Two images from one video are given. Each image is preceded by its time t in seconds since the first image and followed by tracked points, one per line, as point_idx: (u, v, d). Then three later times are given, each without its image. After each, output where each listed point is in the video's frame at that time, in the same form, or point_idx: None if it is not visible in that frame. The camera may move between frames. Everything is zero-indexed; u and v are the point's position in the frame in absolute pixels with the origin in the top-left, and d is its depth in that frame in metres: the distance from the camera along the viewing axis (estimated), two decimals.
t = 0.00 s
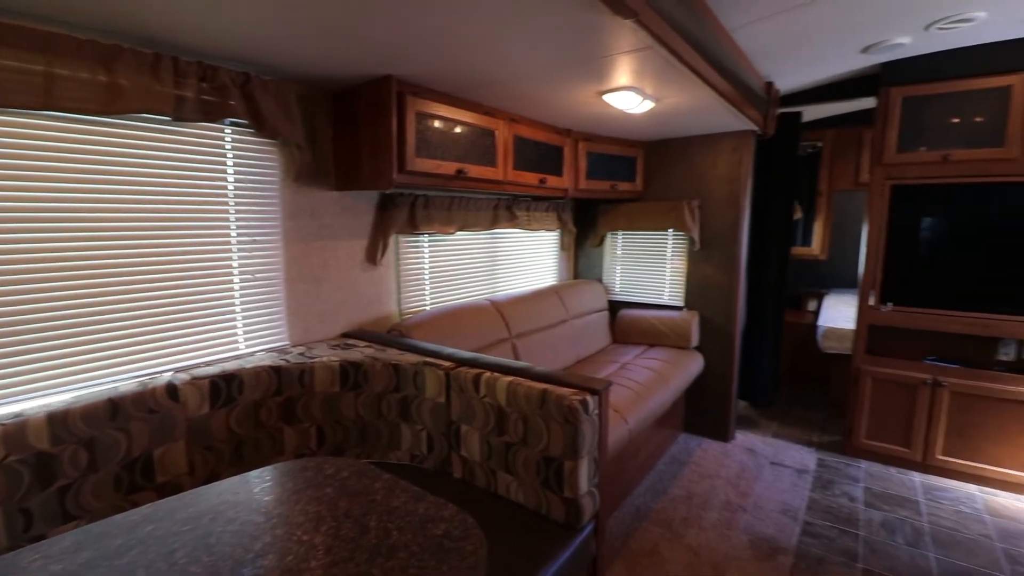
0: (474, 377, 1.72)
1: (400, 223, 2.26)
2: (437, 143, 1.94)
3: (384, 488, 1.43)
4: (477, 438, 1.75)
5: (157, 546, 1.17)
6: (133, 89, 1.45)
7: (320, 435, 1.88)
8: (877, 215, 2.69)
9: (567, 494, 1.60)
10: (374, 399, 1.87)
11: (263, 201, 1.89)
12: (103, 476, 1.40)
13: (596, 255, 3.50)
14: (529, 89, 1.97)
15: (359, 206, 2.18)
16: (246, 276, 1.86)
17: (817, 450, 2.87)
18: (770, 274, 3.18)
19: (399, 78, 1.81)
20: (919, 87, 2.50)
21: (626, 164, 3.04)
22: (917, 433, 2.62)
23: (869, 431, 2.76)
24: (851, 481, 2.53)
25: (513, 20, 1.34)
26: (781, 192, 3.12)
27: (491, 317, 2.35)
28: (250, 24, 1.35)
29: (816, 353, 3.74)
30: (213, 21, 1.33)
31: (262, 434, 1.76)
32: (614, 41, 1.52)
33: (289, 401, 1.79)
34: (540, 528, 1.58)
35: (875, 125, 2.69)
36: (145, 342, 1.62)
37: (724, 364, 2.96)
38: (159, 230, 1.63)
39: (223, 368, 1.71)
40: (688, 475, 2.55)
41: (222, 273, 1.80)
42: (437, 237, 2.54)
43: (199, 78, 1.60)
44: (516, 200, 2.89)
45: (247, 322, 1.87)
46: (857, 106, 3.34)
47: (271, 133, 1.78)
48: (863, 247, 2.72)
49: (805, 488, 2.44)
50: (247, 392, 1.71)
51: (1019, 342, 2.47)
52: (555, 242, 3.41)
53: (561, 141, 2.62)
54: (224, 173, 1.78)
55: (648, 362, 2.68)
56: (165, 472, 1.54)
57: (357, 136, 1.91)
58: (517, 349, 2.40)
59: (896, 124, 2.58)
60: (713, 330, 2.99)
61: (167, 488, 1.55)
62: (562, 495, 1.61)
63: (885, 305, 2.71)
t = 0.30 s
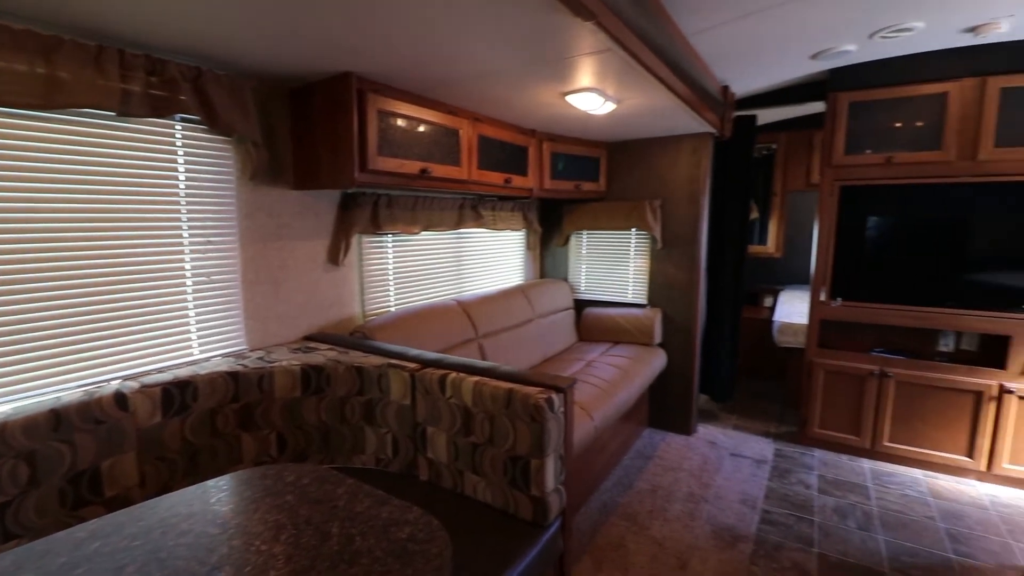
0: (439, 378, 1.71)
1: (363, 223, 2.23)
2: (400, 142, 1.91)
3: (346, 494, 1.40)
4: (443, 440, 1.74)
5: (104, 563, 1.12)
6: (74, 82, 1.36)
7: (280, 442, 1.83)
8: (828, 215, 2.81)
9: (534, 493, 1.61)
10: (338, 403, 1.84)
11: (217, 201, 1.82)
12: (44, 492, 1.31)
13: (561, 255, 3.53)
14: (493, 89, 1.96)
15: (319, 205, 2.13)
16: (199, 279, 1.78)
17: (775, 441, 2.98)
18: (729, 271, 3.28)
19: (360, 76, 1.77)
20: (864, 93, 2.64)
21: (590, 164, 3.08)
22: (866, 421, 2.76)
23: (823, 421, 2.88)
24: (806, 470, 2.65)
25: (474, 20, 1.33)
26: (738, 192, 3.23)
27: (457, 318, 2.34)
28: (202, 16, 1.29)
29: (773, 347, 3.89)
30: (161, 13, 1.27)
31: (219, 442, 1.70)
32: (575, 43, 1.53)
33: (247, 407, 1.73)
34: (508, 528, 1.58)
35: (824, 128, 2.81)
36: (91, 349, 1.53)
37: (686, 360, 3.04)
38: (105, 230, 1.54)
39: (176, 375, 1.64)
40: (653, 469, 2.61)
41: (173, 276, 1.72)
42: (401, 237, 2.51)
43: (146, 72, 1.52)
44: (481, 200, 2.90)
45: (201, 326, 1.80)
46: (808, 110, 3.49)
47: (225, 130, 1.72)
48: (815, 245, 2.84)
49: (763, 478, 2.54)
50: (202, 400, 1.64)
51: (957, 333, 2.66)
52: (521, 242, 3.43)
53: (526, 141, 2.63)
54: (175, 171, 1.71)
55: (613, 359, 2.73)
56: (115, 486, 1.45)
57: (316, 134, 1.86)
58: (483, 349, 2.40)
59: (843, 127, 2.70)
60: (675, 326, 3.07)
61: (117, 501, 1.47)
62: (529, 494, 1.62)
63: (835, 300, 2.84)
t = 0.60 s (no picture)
0: (407, 380, 1.70)
1: (327, 223, 2.20)
2: (364, 140, 1.88)
3: (310, 500, 1.37)
4: (411, 442, 1.73)
5: None
6: (13, 75, 1.28)
7: (242, 449, 1.78)
8: (786, 214, 2.91)
9: (504, 492, 1.61)
10: (303, 408, 1.81)
11: (172, 200, 1.75)
12: None
13: (530, 254, 3.55)
14: (459, 88, 1.95)
15: (280, 204, 2.08)
16: (152, 281, 1.71)
17: (738, 433, 3.08)
18: (693, 269, 3.37)
19: (322, 73, 1.73)
20: (817, 96, 2.75)
21: (557, 164, 3.10)
22: (823, 412, 2.88)
23: (783, 413, 2.99)
24: (767, 460, 2.74)
25: (438, 18, 1.32)
26: (701, 191, 3.31)
27: (425, 318, 2.32)
28: (152, 8, 1.24)
29: (736, 343, 4.01)
30: (108, 4, 1.21)
31: (177, 451, 1.63)
32: (541, 44, 1.54)
33: (206, 414, 1.68)
34: (478, 528, 1.58)
35: (782, 130, 2.91)
36: (37, 356, 1.45)
37: (653, 356, 3.10)
38: (49, 231, 1.46)
39: (129, 383, 1.56)
40: (622, 464, 2.66)
41: (125, 279, 1.65)
42: (367, 238, 2.48)
43: (93, 65, 1.44)
44: (449, 200, 2.88)
45: (154, 332, 1.73)
46: (766, 113, 3.61)
47: (180, 126, 1.65)
48: (774, 243, 2.94)
49: (727, 469, 2.62)
50: (157, 408, 1.57)
51: (906, 326, 2.80)
52: (490, 242, 3.42)
53: (493, 140, 2.63)
54: (126, 168, 1.63)
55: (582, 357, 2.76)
56: (64, 499, 1.37)
57: (277, 132, 1.82)
58: (452, 349, 2.39)
59: (799, 130, 2.80)
60: (642, 324, 3.12)
61: (67, 515, 1.39)
62: (498, 493, 1.62)
63: (793, 295, 2.95)
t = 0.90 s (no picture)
0: (379, 382, 1.68)
1: (295, 223, 2.16)
2: (333, 139, 1.85)
3: (279, 506, 1.35)
4: (384, 444, 1.71)
5: None
6: None
7: (208, 456, 1.73)
8: (754, 213, 2.99)
9: (478, 492, 1.61)
10: (271, 412, 1.77)
11: (131, 199, 1.69)
12: None
13: (503, 254, 3.55)
14: (430, 86, 1.93)
15: (246, 203, 2.02)
16: (110, 283, 1.65)
17: (708, 428, 3.15)
18: (665, 268, 3.43)
19: (289, 69, 1.70)
20: (781, 100, 2.83)
21: (530, 164, 3.11)
22: (789, 405, 2.97)
23: (751, 407, 3.07)
24: (736, 453, 2.81)
25: (407, 15, 1.31)
26: (671, 191, 3.37)
27: (397, 319, 2.30)
28: None
29: (705, 339, 4.10)
30: None
31: (138, 460, 1.57)
32: (512, 44, 1.54)
33: (170, 421, 1.62)
34: (453, 529, 1.58)
35: (748, 132, 2.99)
36: None
37: (626, 354, 3.14)
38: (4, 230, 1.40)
39: (86, 390, 1.49)
40: (596, 461, 2.69)
41: (81, 281, 1.58)
42: (338, 238, 2.45)
43: (45, 57, 1.37)
44: (422, 199, 2.86)
45: (113, 336, 1.66)
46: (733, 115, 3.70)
47: (139, 122, 1.59)
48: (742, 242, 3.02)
49: (698, 463, 2.68)
50: (117, 415, 1.50)
51: (865, 321, 2.91)
52: (463, 242, 3.41)
53: (465, 140, 2.62)
54: (80, 166, 1.56)
55: (556, 356, 2.78)
56: (15, 513, 1.28)
57: (242, 129, 1.77)
58: (426, 350, 2.38)
59: (765, 131, 2.88)
60: (615, 322, 3.16)
61: (21, 529, 1.31)
62: (473, 493, 1.62)
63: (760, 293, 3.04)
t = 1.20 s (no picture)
0: (345, 385, 1.65)
1: (256, 223, 2.10)
2: (295, 136, 1.80)
3: (239, 515, 1.31)
4: (351, 448, 1.69)
5: None
6: None
7: (165, 466, 1.66)
8: (717, 213, 3.07)
9: (447, 493, 1.60)
10: (232, 418, 1.73)
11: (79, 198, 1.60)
12: None
13: (472, 254, 3.53)
14: (396, 84, 1.91)
15: (202, 203, 1.95)
16: (56, 286, 1.56)
17: (675, 423, 3.23)
18: (632, 266, 3.48)
19: (248, 64, 1.64)
20: (741, 102, 2.91)
21: (498, 164, 3.11)
22: (751, 399, 3.07)
23: (715, 401, 3.16)
24: (702, 447, 2.89)
25: (370, 12, 1.28)
26: (638, 191, 3.43)
27: (364, 320, 2.27)
28: None
29: (672, 336, 4.20)
30: None
31: (90, 471, 1.48)
32: (478, 43, 1.54)
33: (123, 430, 1.54)
34: (422, 531, 1.57)
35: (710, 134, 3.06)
36: None
37: (595, 352, 3.18)
38: None
39: (31, 399, 1.40)
40: (567, 458, 2.72)
41: (24, 284, 1.49)
42: (301, 238, 2.39)
43: None
44: (389, 199, 2.83)
45: (60, 343, 1.58)
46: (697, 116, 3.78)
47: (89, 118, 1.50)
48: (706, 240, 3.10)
49: (665, 457, 2.74)
50: (67, 425, 1.42)
51: (822, 316, 3.03)
52: (432, 241, 3.38)
53: (432, 139, 2.60)
54: (22, 163, 1.47)
55: (526, 355, 2.79)
56: None
57: (199, 126, 1.71)
58: (395, 351, 2.35)
59: (725, 133, 2.96)
60: (583, 320, 3.20)
61: None
62: (442, 495, 1.61)
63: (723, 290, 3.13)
